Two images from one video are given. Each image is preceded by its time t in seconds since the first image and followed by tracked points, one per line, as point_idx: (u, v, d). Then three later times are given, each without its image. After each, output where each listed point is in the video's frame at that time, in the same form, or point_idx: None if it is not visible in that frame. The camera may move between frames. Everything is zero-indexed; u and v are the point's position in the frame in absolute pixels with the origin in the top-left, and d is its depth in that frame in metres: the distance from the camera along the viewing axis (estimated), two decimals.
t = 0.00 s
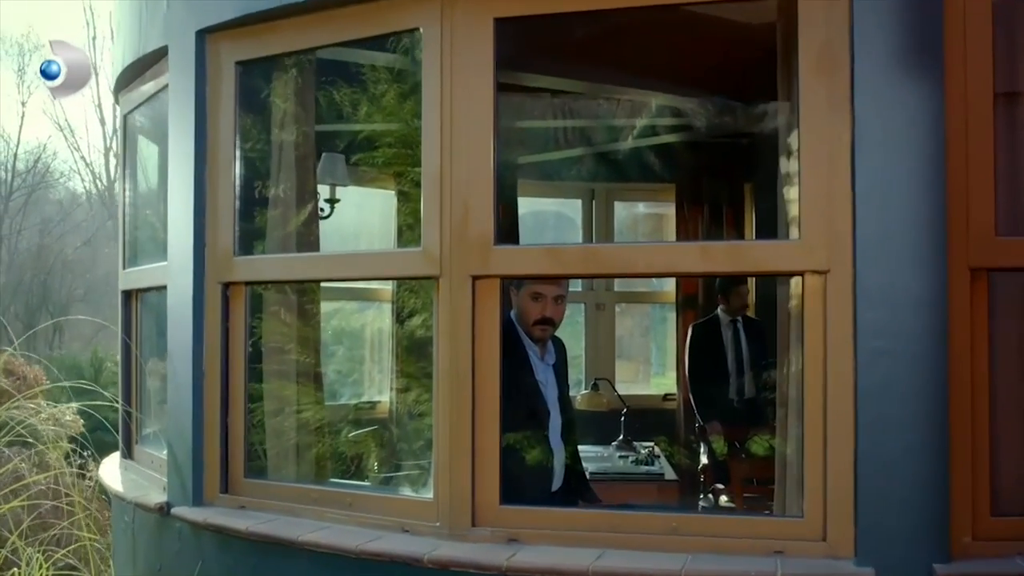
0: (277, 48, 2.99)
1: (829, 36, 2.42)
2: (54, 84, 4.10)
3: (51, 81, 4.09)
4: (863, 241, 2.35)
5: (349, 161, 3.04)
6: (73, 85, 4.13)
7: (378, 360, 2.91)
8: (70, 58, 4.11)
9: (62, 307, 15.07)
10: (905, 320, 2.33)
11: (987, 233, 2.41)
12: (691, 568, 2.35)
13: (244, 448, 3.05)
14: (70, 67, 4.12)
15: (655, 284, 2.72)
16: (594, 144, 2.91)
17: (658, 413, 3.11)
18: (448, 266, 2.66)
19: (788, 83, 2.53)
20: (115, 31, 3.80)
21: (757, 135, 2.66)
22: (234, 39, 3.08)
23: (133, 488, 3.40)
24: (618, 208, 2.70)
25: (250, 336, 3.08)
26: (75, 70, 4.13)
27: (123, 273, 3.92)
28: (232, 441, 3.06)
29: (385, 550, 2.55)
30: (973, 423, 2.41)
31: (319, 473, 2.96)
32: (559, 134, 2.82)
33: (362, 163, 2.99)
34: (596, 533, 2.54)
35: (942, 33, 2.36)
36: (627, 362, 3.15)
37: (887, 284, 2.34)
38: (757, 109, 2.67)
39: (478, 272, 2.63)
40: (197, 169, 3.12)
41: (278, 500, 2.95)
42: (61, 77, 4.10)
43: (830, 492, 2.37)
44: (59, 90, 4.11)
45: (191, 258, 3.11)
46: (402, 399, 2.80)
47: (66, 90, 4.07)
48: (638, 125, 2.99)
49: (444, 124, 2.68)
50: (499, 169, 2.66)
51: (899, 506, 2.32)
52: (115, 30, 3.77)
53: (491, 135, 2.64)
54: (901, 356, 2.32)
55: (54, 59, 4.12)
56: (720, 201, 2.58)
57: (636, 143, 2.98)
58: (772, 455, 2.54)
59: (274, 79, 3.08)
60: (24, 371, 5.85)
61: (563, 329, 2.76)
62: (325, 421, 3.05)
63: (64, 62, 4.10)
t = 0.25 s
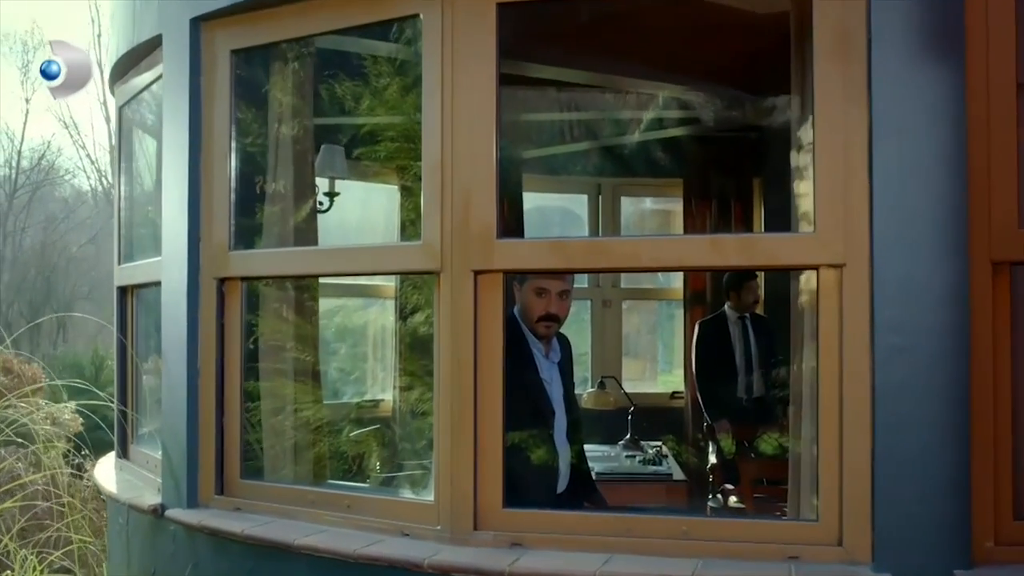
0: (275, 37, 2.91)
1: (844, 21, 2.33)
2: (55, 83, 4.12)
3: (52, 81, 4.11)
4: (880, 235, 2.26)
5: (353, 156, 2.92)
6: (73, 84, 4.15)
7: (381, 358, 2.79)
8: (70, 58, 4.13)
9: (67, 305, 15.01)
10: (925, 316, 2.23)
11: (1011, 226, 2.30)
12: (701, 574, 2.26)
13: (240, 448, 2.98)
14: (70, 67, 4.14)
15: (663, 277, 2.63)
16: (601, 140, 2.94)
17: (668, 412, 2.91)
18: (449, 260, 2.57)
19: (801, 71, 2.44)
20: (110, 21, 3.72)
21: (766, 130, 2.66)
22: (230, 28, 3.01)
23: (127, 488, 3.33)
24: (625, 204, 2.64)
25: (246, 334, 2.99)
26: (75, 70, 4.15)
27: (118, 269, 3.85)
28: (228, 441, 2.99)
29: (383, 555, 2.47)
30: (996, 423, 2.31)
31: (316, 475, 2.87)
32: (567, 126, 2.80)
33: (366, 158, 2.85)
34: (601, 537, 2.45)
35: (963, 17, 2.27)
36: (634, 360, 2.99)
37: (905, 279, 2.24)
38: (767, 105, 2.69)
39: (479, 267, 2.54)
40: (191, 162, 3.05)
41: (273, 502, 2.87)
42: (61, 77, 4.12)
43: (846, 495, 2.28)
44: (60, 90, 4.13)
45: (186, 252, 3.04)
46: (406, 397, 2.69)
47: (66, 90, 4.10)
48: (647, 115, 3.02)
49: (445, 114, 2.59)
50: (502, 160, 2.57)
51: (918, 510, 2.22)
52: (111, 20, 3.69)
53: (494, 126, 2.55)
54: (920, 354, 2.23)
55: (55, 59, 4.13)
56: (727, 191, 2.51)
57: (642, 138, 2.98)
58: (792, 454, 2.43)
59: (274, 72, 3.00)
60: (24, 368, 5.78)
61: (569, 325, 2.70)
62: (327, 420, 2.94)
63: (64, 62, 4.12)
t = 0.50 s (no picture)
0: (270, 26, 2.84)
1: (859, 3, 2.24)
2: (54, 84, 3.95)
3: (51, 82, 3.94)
4: (896, 224, 2.16)
5: (353, 148, 2.84)
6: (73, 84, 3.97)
7: (381, 355, 2.71)
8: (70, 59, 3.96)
9: (69, 300, 14.94)
10: (944, 311, 2.13)
11: None
12: None
13: (234, 447, 2.90)
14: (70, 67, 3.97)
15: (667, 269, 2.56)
16: (605, 133, 2.88)
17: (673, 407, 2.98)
18: (448, 252, 2.48)
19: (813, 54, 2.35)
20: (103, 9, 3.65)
21: (773, 120, 2.66)
22: (223, 14, 2.94)
23: (119, 488, 3.25)
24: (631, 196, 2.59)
25: (241, 330, 2.93)
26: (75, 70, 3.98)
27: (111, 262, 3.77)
28: (222, 441, 2.91)
29: (379, 558, 2.38)
30: (1016, 420, 2.22)
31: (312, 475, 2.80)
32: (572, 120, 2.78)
33: (368, 152, 2.76)
34: (605, 539, 2.36)
35: None
36: (638, 355, 3.00)
37: (923, 271, 2.14)
38: (773, 95, 2.70)
39: (479, 259, 2.45)
40: (183, 151, 2.97)
41: (267, 503, 2.79)
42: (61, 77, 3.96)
43: (860, 496, 2.19)
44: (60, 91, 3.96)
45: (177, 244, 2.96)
46: (406, 394, 2.61)
47: (65, 90, 3.91)
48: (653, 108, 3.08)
49: (444, 101, 2.50)
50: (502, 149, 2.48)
51: (936, 512, 2.12)
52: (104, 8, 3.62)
53: (493, 112, 2.46)
54: (939, 349, 2.13)
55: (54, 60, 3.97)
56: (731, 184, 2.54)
57: (648, 129, 2.98)
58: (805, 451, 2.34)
59: (274, 65, 2.95)
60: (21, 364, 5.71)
61: (573, 319, 2.64)
62: (326, 417, 2.87)
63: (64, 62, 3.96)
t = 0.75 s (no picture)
0: (263, 11, 2.78)
1: None
2: (55, 85, 3.65)
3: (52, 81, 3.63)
4: (908, 214, 2.08)
5: (348, 139, 2.77)
6: (75, 83, 3.67)
7: (378, 349, 2.62)
8: (72, 59, 3.67)
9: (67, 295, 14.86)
10: (957, 303, 2.05)
11: None
12: None
13: (223, 444, 2.84)
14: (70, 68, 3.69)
15: (667, 261, 2.48)
16: (604, 125, 2.83)
17: (674, 403, 2.85)
18: (443, 242, 2.40)
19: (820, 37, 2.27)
20: None
21: (775, 113, 2.68)
22: None
23: (107, 485, 3.18)
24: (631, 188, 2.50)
25: (230, 323, 2.86)
26: (75, 70, 3.69)
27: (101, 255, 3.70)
28: (210, 435, 2.85)
29: (372, 559, 2.31)
30: None
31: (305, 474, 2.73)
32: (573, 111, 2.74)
33: (363, 142, 2.67)
34: (605, 540, 2.28)
35: None
36: (640, 351, 2.92)
37: (936, 263, 2.06)
38: (775, 88, 2.72)
39: (475, 250, 2.37)
40: (170, 139, 2.92)
41: (258, 502, 2.72)
42: (62, 76, 3.66)
43: (870, 496, 2.11)
44: (62, 92, 3.66)
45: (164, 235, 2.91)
46: (405, 388, 2.52)
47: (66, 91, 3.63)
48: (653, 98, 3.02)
49: (438, 87, 2.42)
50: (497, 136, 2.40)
51: (950, 512, 2.04)
52: None
53: (489, 98, 2.38)
54: (952, 343, 2.05)
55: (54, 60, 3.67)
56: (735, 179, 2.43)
57: (648, 121, 2.96)
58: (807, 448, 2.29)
59: (269, 54, 2.90)
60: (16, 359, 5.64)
61: (572, 311, 2.57)
62: (323, 411, 2.80)
63: (65, 62, 3.66)
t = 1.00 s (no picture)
0: None
1: None
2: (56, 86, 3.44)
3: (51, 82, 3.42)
4: (920, 201, 2.00)
5: (343, 129, 2.67)
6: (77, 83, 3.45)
7: (375, 342, 2.53)
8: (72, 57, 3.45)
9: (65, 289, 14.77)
10: (971, 294, 1.96)
11: None
12: None
13: (210, 435, 2.78)
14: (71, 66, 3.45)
15: (668, 249, 2.37)
16: (603, 113, 2.62)
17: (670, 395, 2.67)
18: (438, 230, 2.32)
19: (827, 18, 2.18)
20: None
21: (777, 101, 2.51)
22: None
23: (94, 482, 3.11)
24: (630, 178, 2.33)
25: (219, 313, 2.80)
26: (76, 69, 3.45)
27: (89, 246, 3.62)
28: (198, 425, 2.80)
29: (362, 558, 2.23)
30: None
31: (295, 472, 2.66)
32: (565, 103, 2.54)
33: (355, 130, 2.61)
34: (605, 540, 2.20)
35: None
36: (639, 342, 2.64)
37: (949, 252, 1.98)
38: (777, 75, 2.57)
39: (471, 239, 2.29)
40: (157, 126, 2.85)
41: (246, 499, 2.65)
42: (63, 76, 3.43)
43: (881, 495, 2.03)
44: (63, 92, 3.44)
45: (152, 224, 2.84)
46: (400, 381, 2.43)
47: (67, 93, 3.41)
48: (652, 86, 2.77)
49: (433, 71, 2.35)
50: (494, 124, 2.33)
51: (964, 512, 1.96)
52: None
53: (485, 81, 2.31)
54: (966, 335, 1.97)
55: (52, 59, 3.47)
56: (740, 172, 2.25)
57: (649, 109, 2.69)
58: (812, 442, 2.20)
59: (269, 41, 2.82)
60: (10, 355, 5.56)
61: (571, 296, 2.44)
62: (316, 405, 2.72)
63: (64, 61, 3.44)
